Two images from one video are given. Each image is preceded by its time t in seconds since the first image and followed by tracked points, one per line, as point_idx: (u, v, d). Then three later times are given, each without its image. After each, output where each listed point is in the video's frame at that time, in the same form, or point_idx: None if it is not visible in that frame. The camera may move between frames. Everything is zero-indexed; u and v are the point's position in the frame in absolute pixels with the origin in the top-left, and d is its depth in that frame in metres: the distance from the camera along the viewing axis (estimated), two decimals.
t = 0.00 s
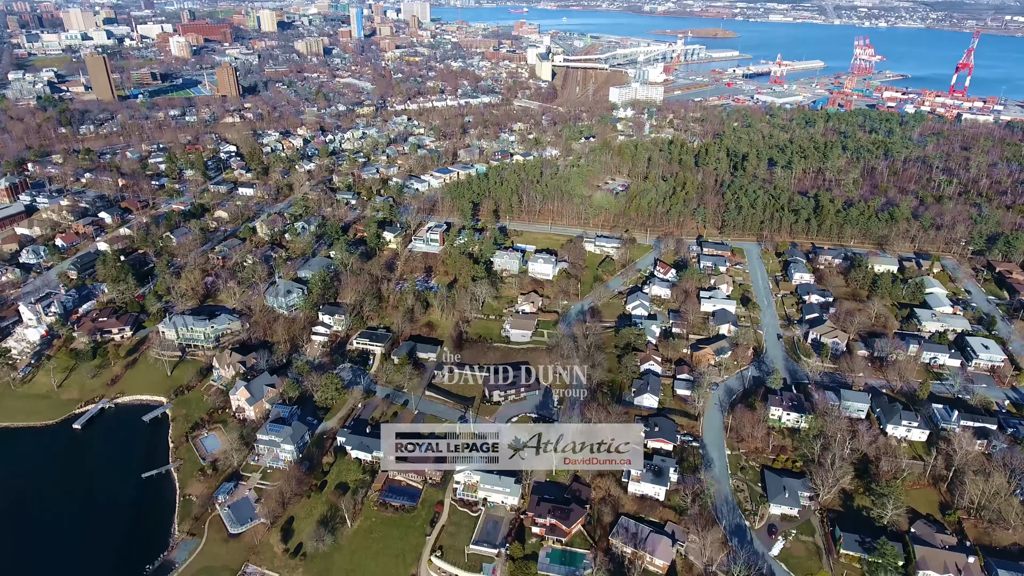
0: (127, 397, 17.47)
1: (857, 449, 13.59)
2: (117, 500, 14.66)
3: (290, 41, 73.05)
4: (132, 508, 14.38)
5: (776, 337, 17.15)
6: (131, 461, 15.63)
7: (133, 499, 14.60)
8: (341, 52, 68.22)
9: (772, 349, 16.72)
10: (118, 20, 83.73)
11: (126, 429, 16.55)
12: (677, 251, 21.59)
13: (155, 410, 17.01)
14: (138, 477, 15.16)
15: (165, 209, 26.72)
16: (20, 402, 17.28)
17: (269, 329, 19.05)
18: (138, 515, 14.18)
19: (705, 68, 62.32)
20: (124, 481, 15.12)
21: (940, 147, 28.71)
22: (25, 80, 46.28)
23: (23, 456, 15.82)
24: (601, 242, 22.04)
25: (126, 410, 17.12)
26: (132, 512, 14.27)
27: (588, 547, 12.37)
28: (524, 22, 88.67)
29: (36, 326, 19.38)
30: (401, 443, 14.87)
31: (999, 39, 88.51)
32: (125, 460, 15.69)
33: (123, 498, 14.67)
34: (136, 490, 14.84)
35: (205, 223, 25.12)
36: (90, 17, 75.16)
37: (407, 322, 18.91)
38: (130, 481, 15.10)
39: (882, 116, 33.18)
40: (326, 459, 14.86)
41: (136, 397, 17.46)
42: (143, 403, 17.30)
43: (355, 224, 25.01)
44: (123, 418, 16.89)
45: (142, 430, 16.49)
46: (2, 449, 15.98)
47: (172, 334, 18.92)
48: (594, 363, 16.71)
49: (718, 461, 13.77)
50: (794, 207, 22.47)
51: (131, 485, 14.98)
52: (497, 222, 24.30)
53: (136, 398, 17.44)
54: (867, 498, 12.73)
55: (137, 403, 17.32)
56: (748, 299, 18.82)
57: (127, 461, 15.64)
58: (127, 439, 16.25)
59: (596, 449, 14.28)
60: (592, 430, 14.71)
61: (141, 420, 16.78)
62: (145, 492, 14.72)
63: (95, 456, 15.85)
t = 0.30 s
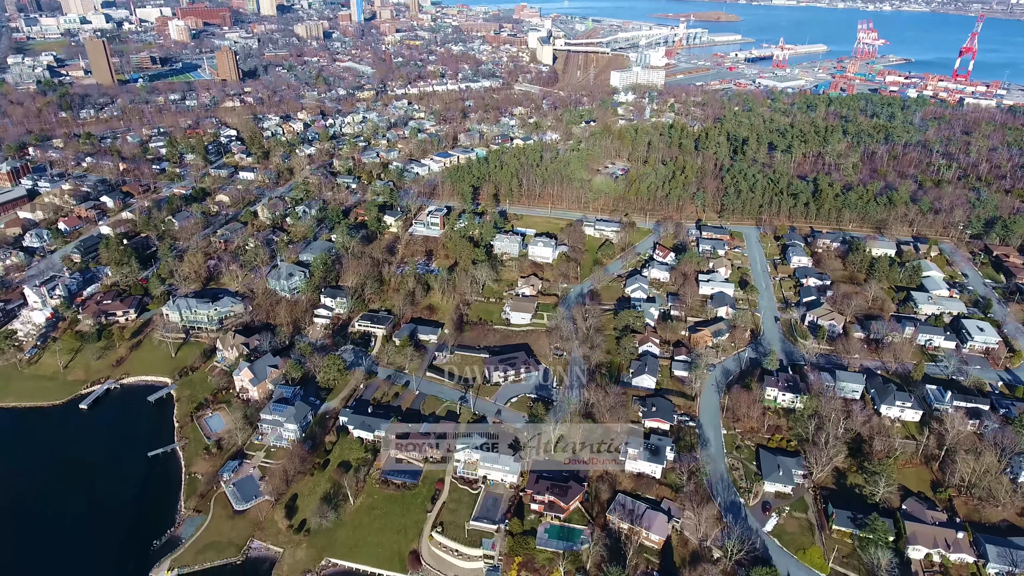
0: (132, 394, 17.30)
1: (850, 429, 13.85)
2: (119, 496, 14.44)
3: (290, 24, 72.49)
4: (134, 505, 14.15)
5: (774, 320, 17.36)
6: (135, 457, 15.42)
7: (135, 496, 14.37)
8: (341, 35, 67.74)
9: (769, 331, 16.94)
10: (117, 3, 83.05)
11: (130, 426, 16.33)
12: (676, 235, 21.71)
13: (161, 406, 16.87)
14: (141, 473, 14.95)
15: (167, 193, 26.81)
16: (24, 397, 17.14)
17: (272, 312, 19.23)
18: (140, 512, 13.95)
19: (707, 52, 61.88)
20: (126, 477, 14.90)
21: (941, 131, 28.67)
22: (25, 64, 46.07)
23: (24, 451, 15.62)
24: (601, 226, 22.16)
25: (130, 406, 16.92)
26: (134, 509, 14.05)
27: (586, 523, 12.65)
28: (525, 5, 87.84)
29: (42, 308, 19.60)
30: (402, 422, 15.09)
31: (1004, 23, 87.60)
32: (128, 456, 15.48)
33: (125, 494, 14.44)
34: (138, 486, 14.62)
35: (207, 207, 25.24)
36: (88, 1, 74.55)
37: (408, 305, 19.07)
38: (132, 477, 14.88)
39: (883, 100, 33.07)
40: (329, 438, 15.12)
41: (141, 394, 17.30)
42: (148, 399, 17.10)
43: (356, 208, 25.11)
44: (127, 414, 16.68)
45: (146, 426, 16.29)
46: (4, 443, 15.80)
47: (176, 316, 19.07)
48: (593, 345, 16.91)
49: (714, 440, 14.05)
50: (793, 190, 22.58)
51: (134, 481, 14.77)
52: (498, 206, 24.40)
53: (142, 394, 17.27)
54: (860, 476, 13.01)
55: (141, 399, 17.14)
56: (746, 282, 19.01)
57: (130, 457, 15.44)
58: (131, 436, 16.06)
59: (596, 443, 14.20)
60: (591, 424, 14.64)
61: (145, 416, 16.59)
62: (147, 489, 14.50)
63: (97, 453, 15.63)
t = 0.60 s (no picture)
0: (137, 388, 17.15)
1: (844, 408, 14.10)
2: (120, 491, 14.31)
3: (289, 8, 71.86)
4: (135, 501, 14.01)
5: (770, 303, 17.60)
6: (137, 452, 15.28)
7: (136, 492, 14.23)
8: (340, 19, 67.22)
9: (766, 314, 17.18)
10: None
11: (134, 420, 16.19)
12: (675, 219, 21.86)
13: (165, 399, 16.73)
14: (143, 468, 14.81)
15: (168, 177, 26.89)
16: (30, 390, 17.11)
17: (274, 295, 19.40)
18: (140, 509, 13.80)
19: (708, 36, 61.41)
20: (128, 472, 14.76)
21: (942, 116, 28.63)
22: (23, 48, 45.86)
23: (27, 444, 15.52)
24: (600, 210, 22.27)
25: (134, 400, 16.78)
26: (135, 505, 13.90)
27: (583, 500, 12.93)
28: None
29: (45, 291, 19.78)
30: (403, 403, 15.31)
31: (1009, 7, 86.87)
32: (131, 451, 15.33)
33: (126, 490, 14.29)
34: (140, 481, 14.49)
35: (208, 191, 25.33)
36: None
37: (408, 288, 19.23)
38: (134, 472, 14.73)
39: (885, 85, 32.96)
40: (331, 418, 15.36)
41: (145, 387, 17.15)
42: (152, 393, 16.95)
43: (357, 192, 25.20)
44: (131, 408, 16.55)
45: (150, 420, 16.14)
46: (8, 436, 15.71)
47: (179, 300, 19.36)
48: (592, 327, 17.14)
49: (710, 420, 14.30)
50: (792, 174, 22.73)
51: (135, 476, 14.63)
52: (498, 190, 24.50)
53: (146, 388, 17.12)
54: (852, 455, 13.27)
55: (146, 392, 16.99)
56: (744, 266, 19.22)
57: (132, 452, 15.29)
58: (134, 430, 15.92)
59: (594, 423, 14.40)
60: (591, 404, 14.75)
61: (149, 410, 16.45)
62: (148, 485, 14.35)
63: (98, 449, 15.45)
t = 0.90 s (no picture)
0: (140, 385, 16.85)
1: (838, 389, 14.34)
2: (120, 489, 14.00)
3: None
4: (135, 500, 13.70)
5: (768, 285, 17.83)
6: (138, 450, 14.92)
7: (138, 491, 13.91)
8: (340, 3, 66.72)
9: (763, 296, 17.41)
10: None
11: (136, 419, 15.86)
12: (674, 202, 22.00)
13: (166, 399, 16.37)
14: (144, 467, 14.49)
15: (169, 162, 26.96)
16: (35, 381, 16.99)
17: (275, 278, 19.52)
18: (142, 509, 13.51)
19: (710, 20, 60.93)
20: (129, 471, 14.43)
21: (943, 100, 28.60)
22: (21, 31, 45.60)
23: (26, 441, 15.17)
24: (600, 194, 22.37)
25: (138, 398, 16.47)
26: (136, 504, 13.61)
27: (580, 478, 13.18)
28: None
29: (49, 274, 19.96)
30: (404, 383, 15.54)
31: None
32: (132, 449, 14.99)
33: (126, 490, 13.95)
34: (142, 480, 14.17)
35: (209, 175, 25.42)
36: None
37: (409, 271, 19.39)
38: (135, 471, 14.41)
39: (887, 69, 32.82)
40: (333, 398, 15.58)
41: (148, 384, 16.84)
42: (155, 391, 16.63)
43: (357, 175, 25.27)
44: (134, 407, 16.23)
45: (153, 418, 15.82)
46: (7, 433, 15.36)
47: (182, 283, 19.49)
48: (591, 309, 17.35)
49: (706, 400, 14.54)
50: (791, 158, 22.88)
51: (137, 475, 14.31)
52: (498, 174, 24.59)
53: (149, 385, 16.82)
54: (846, 434, 13.51)
55: (149, 390, 16.69)
56: (742, 249, 19.43)
57: (134, 450, 14.95)
58: (136, 428, 15.60)
59: (592, 404, 14.61)
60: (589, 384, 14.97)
61: (152, 409, 16.12)
62: (150, 485, 14.02)
63: (99, 445, 15.14)
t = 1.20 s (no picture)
0: (140, 385, 16.54)
1: (833, 369, 14.58)
2: (121, 491, 13.72)
3: None
4: (136, 503, 13.43)
5: (765, 268, 18.07)
6: (139, 452, 14.64)
7: (138, 494, 13.63)
8: None
9: (760, 279, 17.66)
10: None
11: (136, 419, 15.55)
12: (673, 186, 22.11)
13: (168, 380, 16.62)
14: (145, 469, 14.19)
15: (170, 146, 27.02)
16: (42, 363, 17.22)
17: (277, 261, 19.67)
18: (143, 511, 13.26)
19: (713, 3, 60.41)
20: (130, 473, 14.15)
21: (945, 84, 28.56)
22: (19, 15, 45.35)
23: (24, 443, 14.86)
24: (599, 178, 22.46)
25: (138, 398, 16.18)
26: (138, 506, 13.36)
27: (578, 456, 13.42)
28: None
29: (53, 258, 20.13)
30: (404, 364, 15.77)
31: None
32: (132, 451, 14.69)
33: (127, 492, 13.68)
34: (142, 482, 13.89)
35: (210, 159, 25.51)
36: None
37: (409, 254, 19.56)
38: (136, 473, 14.13)
39: (889, 53, 32.70)
40: (335, 379, 15.82)
41: (149, 384, 16.54)
42: (156, 391, 16.34)
43: (358, 159, 25.34)
44: (134, 408, 15.90)
45: (153, 419, 15.51)
46: (7, 434, 15.10)
47: (184, 267, 19.64)
48: (589, 291, 17.55)
49: (703, 380, 14.78)
50: (791, 142, 23.03)
51: (137, 476, 14.03)
52: (498, 158, 24.68)
53: (150, 385, 16.52)
54: (840, 413, 13.74)
55: (149, 390, 16.38)
56: (740, 233, 19.64)
57: (134, 452, 14.65)
58: (137, 428, 15.30)
59: (590, 384, 14.82)
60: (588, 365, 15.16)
61: (152, 409, 15.81)
62: (151, 487, 13.75)
63: (100, 445, 14.86)
